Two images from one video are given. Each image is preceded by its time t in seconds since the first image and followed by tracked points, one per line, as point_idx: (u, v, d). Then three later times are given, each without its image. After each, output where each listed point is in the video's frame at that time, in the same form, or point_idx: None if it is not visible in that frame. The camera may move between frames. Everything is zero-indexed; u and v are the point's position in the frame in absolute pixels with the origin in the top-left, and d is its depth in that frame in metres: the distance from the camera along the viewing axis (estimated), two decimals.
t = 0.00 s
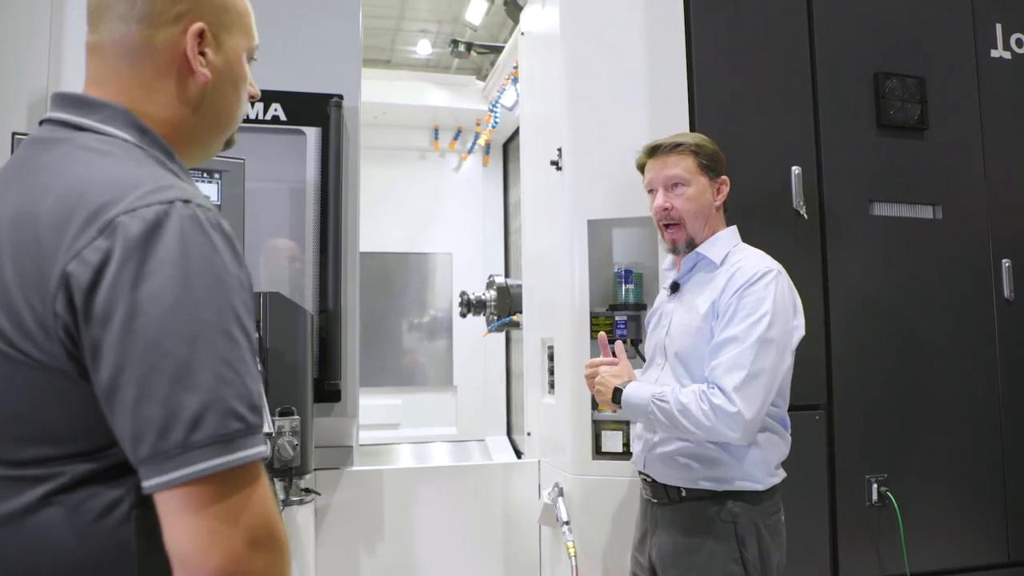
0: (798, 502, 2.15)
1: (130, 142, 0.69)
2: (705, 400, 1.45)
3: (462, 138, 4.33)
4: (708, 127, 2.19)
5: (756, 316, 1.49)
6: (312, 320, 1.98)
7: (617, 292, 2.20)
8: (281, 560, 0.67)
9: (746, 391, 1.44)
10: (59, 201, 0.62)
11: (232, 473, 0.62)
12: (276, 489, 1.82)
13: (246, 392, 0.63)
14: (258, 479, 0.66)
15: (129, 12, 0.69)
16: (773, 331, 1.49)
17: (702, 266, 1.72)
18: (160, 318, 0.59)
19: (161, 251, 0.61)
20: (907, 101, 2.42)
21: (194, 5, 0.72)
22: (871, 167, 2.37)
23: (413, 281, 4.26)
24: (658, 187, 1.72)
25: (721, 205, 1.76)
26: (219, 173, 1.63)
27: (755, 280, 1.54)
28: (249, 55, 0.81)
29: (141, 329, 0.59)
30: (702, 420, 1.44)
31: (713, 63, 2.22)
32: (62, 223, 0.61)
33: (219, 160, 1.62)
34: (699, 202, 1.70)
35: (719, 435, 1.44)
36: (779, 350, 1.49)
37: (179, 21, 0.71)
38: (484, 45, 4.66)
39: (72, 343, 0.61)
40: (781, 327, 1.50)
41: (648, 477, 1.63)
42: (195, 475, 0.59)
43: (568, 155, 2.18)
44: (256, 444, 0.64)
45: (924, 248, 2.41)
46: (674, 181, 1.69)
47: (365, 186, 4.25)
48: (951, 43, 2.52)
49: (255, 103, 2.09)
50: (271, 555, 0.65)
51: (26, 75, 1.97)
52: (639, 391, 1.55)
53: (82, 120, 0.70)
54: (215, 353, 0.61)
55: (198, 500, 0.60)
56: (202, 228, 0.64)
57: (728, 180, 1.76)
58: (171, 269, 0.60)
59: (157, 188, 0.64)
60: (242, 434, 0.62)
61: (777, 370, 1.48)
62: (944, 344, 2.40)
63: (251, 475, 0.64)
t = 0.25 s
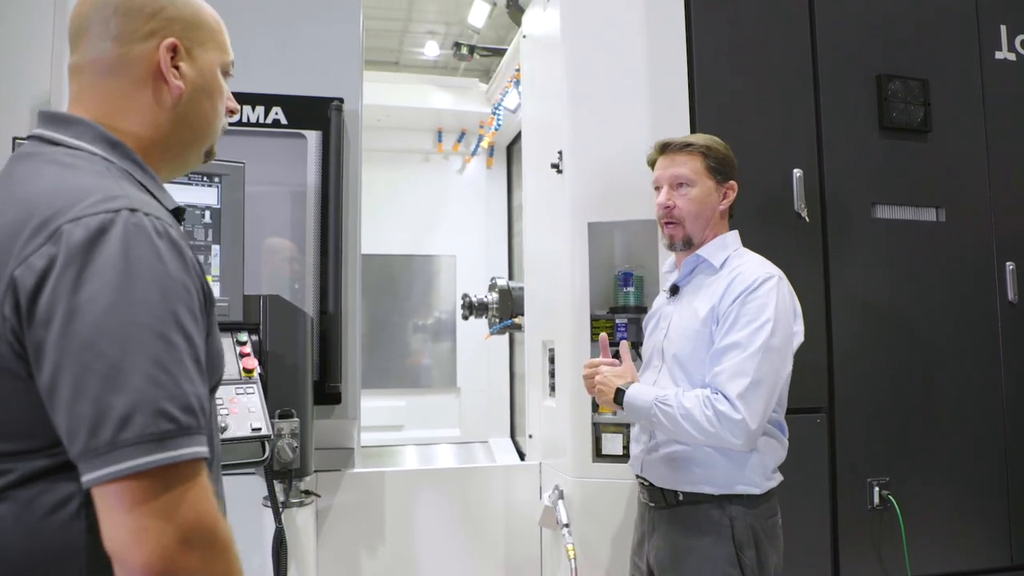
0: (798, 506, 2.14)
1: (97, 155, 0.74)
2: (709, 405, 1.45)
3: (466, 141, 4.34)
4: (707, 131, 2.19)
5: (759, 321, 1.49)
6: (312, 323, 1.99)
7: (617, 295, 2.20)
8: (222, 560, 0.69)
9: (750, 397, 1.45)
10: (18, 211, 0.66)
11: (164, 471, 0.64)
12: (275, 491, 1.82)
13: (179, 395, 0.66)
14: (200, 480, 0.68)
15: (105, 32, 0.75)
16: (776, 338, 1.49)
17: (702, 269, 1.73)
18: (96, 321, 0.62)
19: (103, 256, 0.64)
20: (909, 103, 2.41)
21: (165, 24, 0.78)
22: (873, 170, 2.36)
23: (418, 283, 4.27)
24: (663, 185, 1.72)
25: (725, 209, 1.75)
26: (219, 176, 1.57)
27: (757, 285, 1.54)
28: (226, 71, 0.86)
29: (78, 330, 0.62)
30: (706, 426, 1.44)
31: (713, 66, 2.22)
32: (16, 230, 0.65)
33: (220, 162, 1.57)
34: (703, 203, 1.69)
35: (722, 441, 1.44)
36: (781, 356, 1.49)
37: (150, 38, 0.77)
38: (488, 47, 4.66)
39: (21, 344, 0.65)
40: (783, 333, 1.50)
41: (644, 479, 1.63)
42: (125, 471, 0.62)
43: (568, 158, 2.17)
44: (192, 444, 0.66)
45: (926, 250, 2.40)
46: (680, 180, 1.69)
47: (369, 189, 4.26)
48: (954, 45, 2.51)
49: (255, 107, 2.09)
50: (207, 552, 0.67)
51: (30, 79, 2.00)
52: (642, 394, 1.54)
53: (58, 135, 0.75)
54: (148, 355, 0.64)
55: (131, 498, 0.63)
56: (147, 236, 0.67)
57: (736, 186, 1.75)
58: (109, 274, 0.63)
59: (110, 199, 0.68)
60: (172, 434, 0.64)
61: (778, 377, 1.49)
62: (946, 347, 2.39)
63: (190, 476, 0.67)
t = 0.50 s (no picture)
0: (794, 508, 2.13)
1: (70, 161, 0.75)
2: (724, 411, 1.44)
3: (465, 141, 4.33)
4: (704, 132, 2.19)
5: (764, 325, 1.48)
6: (308, 323, 1.99)
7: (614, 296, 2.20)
8: (185, 559, 0.69)
9: (761, 402, 1.45)
10: None
11: (121, 471, 0.65)
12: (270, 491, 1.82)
13: (135, 396, 0.66)
14: (161, 478, 0.69)
15: (82, 41, 0.78)
16: (781, 341, 1.49)
17: (698, 270, 1.73)
18: (49, 322, 0.63)
19: (60, 259, 0.65)
20: (907, 105, 2.40)
21: (139, 32, 0.81)
22: (870, 172, 2.35)
23: (417, 283, 4.27)
24: (663, 180, 1.71)
25: (723, 211, 1.74)
26: (214, 176, 1.55)
27: (759, 289, 1.54)
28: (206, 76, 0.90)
29: (32, 332, 0.63)
30: (722, 432, 1.43)
31: (710, 67, 2.22)
32: None
33: (213, 163, 1.55)
34: (701, 201, 1.68)
35: (736, 447, 1.43)
36: (786, 359, 1.50)
37: (126, 47, 0.79)
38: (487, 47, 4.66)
39: None
40: (786, 336, 1.51)
41: (639, 481, 1.62)
42: (82, 471, 0.63)
43: (565, 159, 2.17)
44: (148, 445, 0.67)
45: (923, 253, 2.39)
46: (681, 176, 1.69)
47: (368, 189, 4.26)
48: (953, 46, 2.50)
49: (251, 107, 2.08)
50: (168, 549, 0.67)
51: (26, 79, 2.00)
52: (652, 399, 1.51)
53: (31, 144, 0.76)
54: (102, 356, 0.64)
55: (87, 498, 0.64)
56: (106, 239, 0.68)
57: (735, 188, 1.74)
58: (65, 276, 0.64)
59: (72, 203, 0.69)
60: (125, 435, 0.64)
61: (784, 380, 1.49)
62: (943, 349, 2.38)
63: (149, 475, 0.67)
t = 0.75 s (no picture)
0: (787, 507, 2.14)
1: (51, 158, 0.75)
2: (740, 417, 1.44)
3: (459, 141, 4.33)
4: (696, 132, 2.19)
5: (768, 329, 1.49)
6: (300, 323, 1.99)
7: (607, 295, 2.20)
8: (168, 549, 0.70)
9: (773, 406, 1.47)
10: None
11: (101, 462, 0.66)
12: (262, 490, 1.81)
13: (113, 387, 0.66)
14: (142, 468, 0.70)
15: (62, 38, 0.79)
16: (785, 344, 1.50)
17: (692, 271, 1.73)
18: (25, 315, 0.63)
19: (36, 253, 0.65)
20: (899, 105, 2.41)
21: (117, 28, 0.81)
22: (863, 172, 2.36)
23: (411, 283, 4.27)
24: (651, 184, 1.72)
25: (712, 210, 1.75)
26: (205, 176, 1.54)
27: (758, 292, 1.54)
28: (188, 72, 0.90)
29: (9, 324, 0.63)
30: (739, 438, 1.44)
31: (702, 67, 2.22)
32: None
33: (203, 161, 1.54)
34: (689, 203, 1.69)
35: (754, 451, 1.45)
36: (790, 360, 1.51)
37: (104, 42, 0.80)
38: (481, 47, 4.65)
39: None
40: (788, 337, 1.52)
41: (632, 482, 1.62)
42: (57, 460, 0.63)
43: (558, 158, 2.17)
44: (127, 436, 0.67)
45: (914, 253, 2.40)
46: (667, 180, 1.69)
47: (362, 188, 4.25)
48: (944, 47, 2.51)
49: (244, 106, 2.08)
50: (148, 541, 0.68)
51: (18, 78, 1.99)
52: (665, 408, 1.50)
53: (14, 142, 0.76)
54: (78, 349, 0.64)
55: (67, 488, 0.64)
56: (83, 232, 0.68)
57: (723, 186, 1.74)
58: (40, 269, 0.65)
59: (50, 197, 0.69)
60: (102, 426, 0.65)
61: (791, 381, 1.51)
62: (935, 348, 2.39)
63: (129, 465, 0.68)
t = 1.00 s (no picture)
0: (784, 507, 2.14)
1: (44, 158, 0.75)
2: (738, 417, 1.44)
3: (456, 141, 4.33)
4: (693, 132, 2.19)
5: (765, 329, 1.49)
6: (297, 323, 1.99)
7: (604, 295, 2.20)
8: (157, 547, 0.70)
9: (771, 406, 1.47)
10: None
11: (92, 460, 0.66)
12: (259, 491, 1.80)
13: (102, 383, 0.66)
14: (131, 465, 0.69)
15: (57, 39, 0.79)
16: (783, 343, 1.50)
17: (687, 271, 1.73)
18: (14, 311, 0.63)
19: (26, 250, 0.65)
20: (896, 105, 2.41)
21: (111, 29, 0.81)
22: (859, 172, 2.36)
23: (408, 283, 4.27)
24: (644, 186, 1.72)
25: (706, 210, 1.75)
26: (202, 176, 1.54)
27: (755, 292, 1.54)
28: (182, 73, 0.89)
29: None
30: (737, 438, 1.44)
31: (699, 67, 2.22)
32: None
33: (200, 161, 1.54)
34: (683, 204, 1.69)
35: (751, 451, 1.45)
36: (788, 360, 1.51)
37: (98, 43, 0.80)
38: (477, 47, 4.65)
39: None
40: (785, 337, 1.52)
41: (630, 482, 1.62)
42: (46, 456, 0.63)
43: (554, 158, 2.17)
44: (116, 433, 0.67)
45: (911, 253, 2.40)
46: (661, 181, 1.69)
47: (359, 189, 4.25)
48: (940, 47, 2.52)
49: (240, 106, 2.08)
50: (139, 537, 0.68)
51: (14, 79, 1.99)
52: (662, 408, 1.50)
53: (6, 141, 0.75)
54: (67, 345, 0.64)
55: (57, 485, 0.64)
56: (74, 229, 0.68)
57: (716, 185, 1.74)
58: (30, 266, 0.65)
59: (41, 194, 0.69)
60: (91, 422, 0.65)
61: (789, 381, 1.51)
62: (933, 347, 2.39)
63: (119, 462, 0.68)
